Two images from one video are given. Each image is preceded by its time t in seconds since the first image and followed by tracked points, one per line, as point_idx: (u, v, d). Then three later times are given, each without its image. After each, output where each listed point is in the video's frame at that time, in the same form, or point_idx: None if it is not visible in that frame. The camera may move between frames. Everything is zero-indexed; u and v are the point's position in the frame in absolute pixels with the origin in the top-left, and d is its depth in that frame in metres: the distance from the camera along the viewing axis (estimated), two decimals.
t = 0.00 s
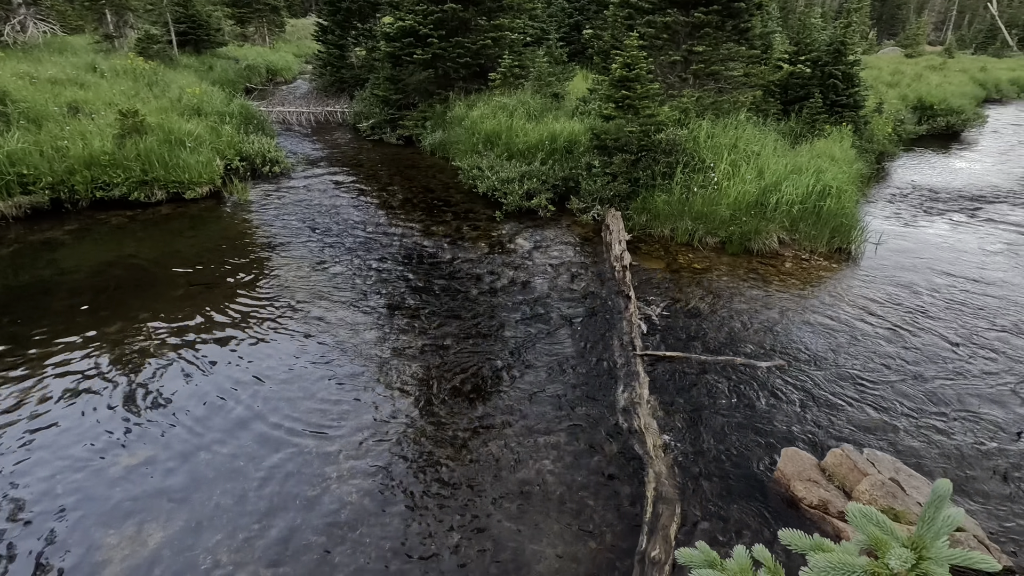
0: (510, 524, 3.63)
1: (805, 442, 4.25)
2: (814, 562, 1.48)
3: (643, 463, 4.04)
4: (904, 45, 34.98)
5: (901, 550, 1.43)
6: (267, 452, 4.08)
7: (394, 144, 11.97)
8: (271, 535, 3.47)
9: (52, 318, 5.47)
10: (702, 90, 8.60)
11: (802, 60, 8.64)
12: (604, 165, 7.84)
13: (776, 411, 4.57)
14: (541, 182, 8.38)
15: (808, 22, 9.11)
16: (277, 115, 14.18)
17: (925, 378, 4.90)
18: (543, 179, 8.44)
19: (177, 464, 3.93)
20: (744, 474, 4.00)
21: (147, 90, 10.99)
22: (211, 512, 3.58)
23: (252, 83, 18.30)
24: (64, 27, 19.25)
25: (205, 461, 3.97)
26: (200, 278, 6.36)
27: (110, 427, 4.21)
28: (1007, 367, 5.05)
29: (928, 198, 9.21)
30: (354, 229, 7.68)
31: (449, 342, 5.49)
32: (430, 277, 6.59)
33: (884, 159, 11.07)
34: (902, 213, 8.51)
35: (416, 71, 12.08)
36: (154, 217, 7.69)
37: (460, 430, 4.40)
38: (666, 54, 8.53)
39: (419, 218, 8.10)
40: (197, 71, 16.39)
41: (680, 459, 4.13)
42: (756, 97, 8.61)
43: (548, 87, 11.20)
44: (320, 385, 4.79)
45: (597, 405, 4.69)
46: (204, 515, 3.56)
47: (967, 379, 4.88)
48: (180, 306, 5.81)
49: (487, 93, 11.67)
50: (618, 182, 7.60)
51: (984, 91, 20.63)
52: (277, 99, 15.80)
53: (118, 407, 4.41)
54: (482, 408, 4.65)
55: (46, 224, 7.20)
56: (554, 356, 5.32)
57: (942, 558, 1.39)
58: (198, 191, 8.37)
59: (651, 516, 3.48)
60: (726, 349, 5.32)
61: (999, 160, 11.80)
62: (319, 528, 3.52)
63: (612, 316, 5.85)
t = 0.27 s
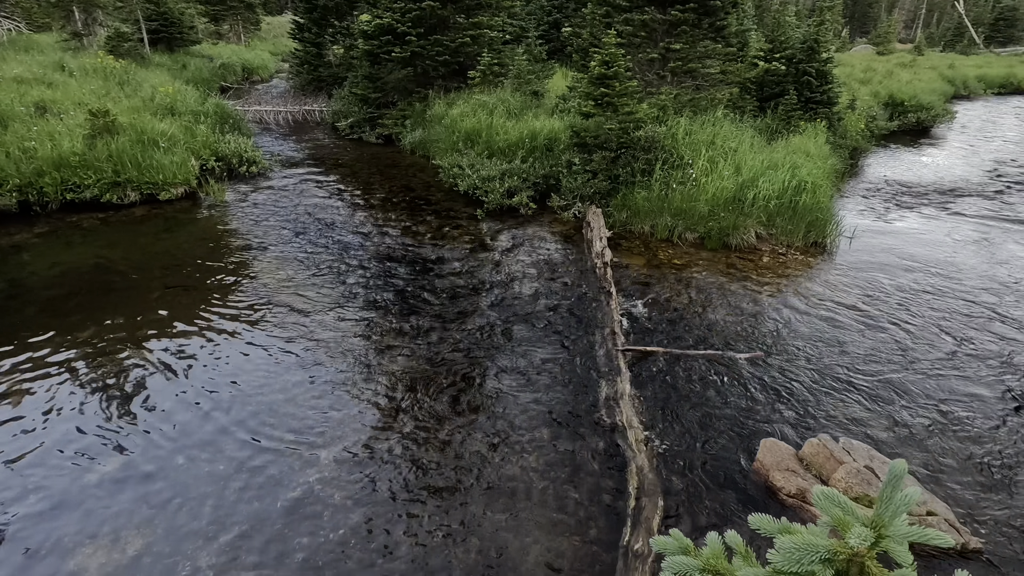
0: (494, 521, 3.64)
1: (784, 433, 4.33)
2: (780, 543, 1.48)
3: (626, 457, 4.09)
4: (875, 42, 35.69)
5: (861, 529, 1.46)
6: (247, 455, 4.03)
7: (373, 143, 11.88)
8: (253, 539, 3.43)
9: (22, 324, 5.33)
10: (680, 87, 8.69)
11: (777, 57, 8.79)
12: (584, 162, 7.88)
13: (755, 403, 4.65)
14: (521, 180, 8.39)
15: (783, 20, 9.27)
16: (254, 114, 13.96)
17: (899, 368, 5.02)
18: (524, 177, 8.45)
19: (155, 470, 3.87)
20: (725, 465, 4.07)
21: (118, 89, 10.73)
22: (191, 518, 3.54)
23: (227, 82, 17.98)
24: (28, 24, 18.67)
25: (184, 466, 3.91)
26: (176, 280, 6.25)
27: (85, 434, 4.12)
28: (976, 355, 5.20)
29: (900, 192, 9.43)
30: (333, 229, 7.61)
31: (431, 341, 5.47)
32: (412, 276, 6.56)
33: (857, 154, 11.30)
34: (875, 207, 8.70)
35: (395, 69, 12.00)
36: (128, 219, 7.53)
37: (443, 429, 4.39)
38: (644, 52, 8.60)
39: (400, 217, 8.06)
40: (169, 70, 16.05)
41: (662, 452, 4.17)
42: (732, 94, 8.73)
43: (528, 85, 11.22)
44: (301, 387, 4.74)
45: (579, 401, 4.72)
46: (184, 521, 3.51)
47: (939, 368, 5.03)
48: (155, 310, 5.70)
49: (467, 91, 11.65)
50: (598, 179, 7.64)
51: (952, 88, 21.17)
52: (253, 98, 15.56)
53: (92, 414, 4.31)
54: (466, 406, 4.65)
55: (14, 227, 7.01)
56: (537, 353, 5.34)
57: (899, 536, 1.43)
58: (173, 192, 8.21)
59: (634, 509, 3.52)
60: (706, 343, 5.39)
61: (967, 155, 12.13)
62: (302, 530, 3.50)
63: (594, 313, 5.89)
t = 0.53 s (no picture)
0: (477, 519, 3.64)
1: (761, 424, 4.40)
2: (743, 528, 1.50)
3: (608, 452, 4.12)
4: (847, 41, 36.46)
5: (820, 511, 1.50)
6: (226, 460, 3.97)
7: (351, 143, 11.78)
8: (232, 545, 3.39)
9: None
10: (657, 85, 8.78)
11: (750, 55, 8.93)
12: (563, 160, 7.92)
13: (733, 396, 4.72)
14: (501, 178, 8.39)
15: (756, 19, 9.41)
16: (228, 115, 13.73)
17: (872, 359, 5.14)
18: (503, 175, 8.45)
19: (130, 477, 3.79)
20: (704, 457, 4.12)
21: (86, 89, 10.47)
22: (168, 526, 3.48)
23: (201, 81, 17.66)
24: None
25: (159, 473, 3.85)
26: (149, 284, 6.12)
27: (55, 443, 4.02)
28: (945, 345, 5.36)
29: (872, 187, 9.65)
30: (311, 230, 7.53)
31: (412, 341, 5.44)
32: (392, 277, 6.52)
33: (830, 151, 11.54)
34: (848, 202, 8.89)
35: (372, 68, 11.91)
36: (99, 222, 7.37)
37: (424, 429, 4.37)
38: (621, 50, 8.67)
39: (378, 217, 8.00)
40: (140, 69, 15.70)
41: (642, 447, 4.21)
42: (708, 92, 8.84)
43: (506, 84, 11.22)
44: (280, 390, 4.69)
45: (561, 398, 4.74)
46: (159, 529, 3.46)
47: (910, 358, 5.17)
48: (128, 314, 5.58)
49: (445, 90, 11.61)
50: (577, 177, 7.68)
51: (920, 85, 21.70)
52: (227, 98, 15.30)
53: (63, 422, 4.21)
54: (447, 405, 4.64)
55: None
56: (518, 351, 5.35)
57: (856, 517, 1.47)
58: (146, 195, 8.05)
59: (616, 504, 3.55)
60: (685, 338, 5.46)
61: (935, 150, 12.46)
62: (283, 535, 3.46)
63: (575, 310, 5.92)
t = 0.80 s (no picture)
0: (458, 519, 3.64)
1: (738, 418, 4.48)
2: (704, 520, 1.54)
3: (588, 449, 4.16)
4: (818, 40, 37.21)
5: (777, 502, 1.54)
6: (202, 467, 3.92)
7: (328, 144, 11.66)
8: (208, 554, 3.34)
9: None
10: (634, 84, 8.86)
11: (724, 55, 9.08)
12: (541, 159, 7.94)
13: (711, 391, 4.79)
14: (479, 178, 8.39)
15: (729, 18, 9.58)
16: (201, 116, 13.48)
17: (845, 352, 5.25)
18: (481, 175, 8.45)
19: (102, 488, 3.72)
20: (683, 451, 4.18)
21: (51, 90, 10.18)
22: (141, 536, 3.42)
23: (172, 82, 17.30)
24: None
25: (132, 482, 3.78)
26: (120, 289, 5.99)
27: (22, 456, 3.92)
28: (913, 336, 5.51)
29: (843, 183, 9.87)
30: (287, 232, 7.44)
31: (391, 342, 5.42)
32: (371, 278, 6.48)
33: (803, 148, 11.76)
34: (820, 198, 9.08)
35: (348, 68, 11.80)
36: (66, 227, 7.18)
37: (404, 431, 4.35)
38: (597, 49, 8.74)
39: (356, 218, 7.94)
40: (108, 70, 15.32)
41: (622, 443, 4.25)
42: (684, 91, 8.96)
43: (484, 83, 11.23)
44: (257, 394, 4.63)
45: (541, 397, 4.76)
46: (133, 541, 3.39)
47: (880, 349, 5.30)
48: (97, 321, 5.45)
49: (422, 90, 11.57)
50: (556, 176, 7.72)
51: (889, 83, 22.25)
52: (199, 99, 15.01)
53: (30, 434, 4.10)
54: (427, 406, 4.62)
55: None
56: (498, 351, 5.35)
57: (812, 505, 1.52)
58: (115, 198, 7.86)
59: (596, 500, 3.58)
60: (663, 334, 5.53)
61: (904, 146, 12.79)
62: (261, 541, 3.42)
63: (554, 309, 5.95)
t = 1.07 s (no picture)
0: (438, 521, 3.63)
1: (714, 413, 4.55)
2: (666, 519, 1.56)
3: (568, 448, 4.18)
4: (790, 40, 37.93)
5: (737, 499, 1.57)
6: (175, 478, 3.84)
7: (303, 146, 11.53)
8: (184, 565, 3.28)
9: None
10: (609, 84, 8.93)
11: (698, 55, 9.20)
12: (519, 160, 7.96)
13: (688, 387, 4.86)
14: (457, 178, 8.37)
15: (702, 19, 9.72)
16: (171, 118, 13.20)
17: (817, 346, 5.37)
18: (459, 176, 8.44)
19: (71, 502, 3.63)
20: (661, 447, 4.23)
21: (12, 92, 9.87)
22: (113, 550, 3.34)
23: (140, 84, 16.91)
24: None
25: (104, 494, 3.69)
26: (89, 297, 5.84)
27: None
28: (883, 328, 5.65)
29: (815, 180, 10.08)
30: (262, 236, 7.34)
31: (370, 345, 5.38)
32: (348, 281, 6.42)
33: (776, 146, 11.98)
34: (794, 195, 9.25)
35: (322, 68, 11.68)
36: (31, 233, 6.97)
37: (383, 434, 4.33)
38: (573, 50, 8.80)
39: (332, 220, 7.87)
40: (73, 71, 14.91)
41: (602, 441, 4.29)
42: (659, 91, 9.06)
43: (461, 84, 11.21)
44: (233, 401, 4.56)
45: (520, 397, 4.78)
46: (105, 555, 3.32)
47: (851, 342, 5.43)
48: (65, 330, 5.31)
49: (398, 91, 11.50)
50: (533, 176, 7.74)
51: (858, 81, 22.79)
52: (170, 101, 14.70)
53: None
54: (406, 409, 4.60)
55: None
56: (477, 352, 5.36)
57: (771, 501, 1.55)
58: (82, 204, 7.67)
59: (577, 499, 3.61)
60: (640, 331, 5.59)
61: (873, 143, 13.11)
62: (237, 550, 3.37)
63: (534, 308, 5.97)
